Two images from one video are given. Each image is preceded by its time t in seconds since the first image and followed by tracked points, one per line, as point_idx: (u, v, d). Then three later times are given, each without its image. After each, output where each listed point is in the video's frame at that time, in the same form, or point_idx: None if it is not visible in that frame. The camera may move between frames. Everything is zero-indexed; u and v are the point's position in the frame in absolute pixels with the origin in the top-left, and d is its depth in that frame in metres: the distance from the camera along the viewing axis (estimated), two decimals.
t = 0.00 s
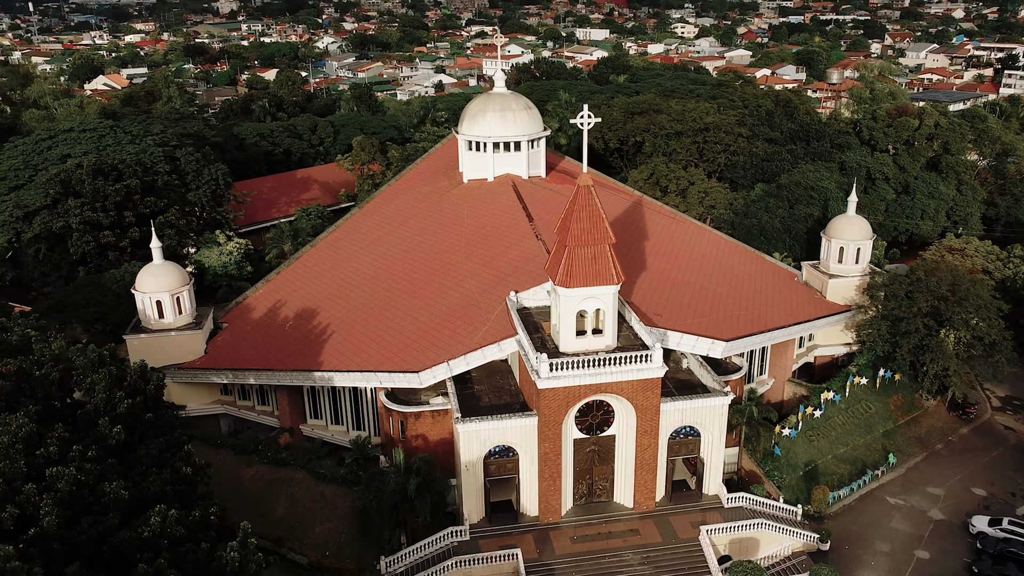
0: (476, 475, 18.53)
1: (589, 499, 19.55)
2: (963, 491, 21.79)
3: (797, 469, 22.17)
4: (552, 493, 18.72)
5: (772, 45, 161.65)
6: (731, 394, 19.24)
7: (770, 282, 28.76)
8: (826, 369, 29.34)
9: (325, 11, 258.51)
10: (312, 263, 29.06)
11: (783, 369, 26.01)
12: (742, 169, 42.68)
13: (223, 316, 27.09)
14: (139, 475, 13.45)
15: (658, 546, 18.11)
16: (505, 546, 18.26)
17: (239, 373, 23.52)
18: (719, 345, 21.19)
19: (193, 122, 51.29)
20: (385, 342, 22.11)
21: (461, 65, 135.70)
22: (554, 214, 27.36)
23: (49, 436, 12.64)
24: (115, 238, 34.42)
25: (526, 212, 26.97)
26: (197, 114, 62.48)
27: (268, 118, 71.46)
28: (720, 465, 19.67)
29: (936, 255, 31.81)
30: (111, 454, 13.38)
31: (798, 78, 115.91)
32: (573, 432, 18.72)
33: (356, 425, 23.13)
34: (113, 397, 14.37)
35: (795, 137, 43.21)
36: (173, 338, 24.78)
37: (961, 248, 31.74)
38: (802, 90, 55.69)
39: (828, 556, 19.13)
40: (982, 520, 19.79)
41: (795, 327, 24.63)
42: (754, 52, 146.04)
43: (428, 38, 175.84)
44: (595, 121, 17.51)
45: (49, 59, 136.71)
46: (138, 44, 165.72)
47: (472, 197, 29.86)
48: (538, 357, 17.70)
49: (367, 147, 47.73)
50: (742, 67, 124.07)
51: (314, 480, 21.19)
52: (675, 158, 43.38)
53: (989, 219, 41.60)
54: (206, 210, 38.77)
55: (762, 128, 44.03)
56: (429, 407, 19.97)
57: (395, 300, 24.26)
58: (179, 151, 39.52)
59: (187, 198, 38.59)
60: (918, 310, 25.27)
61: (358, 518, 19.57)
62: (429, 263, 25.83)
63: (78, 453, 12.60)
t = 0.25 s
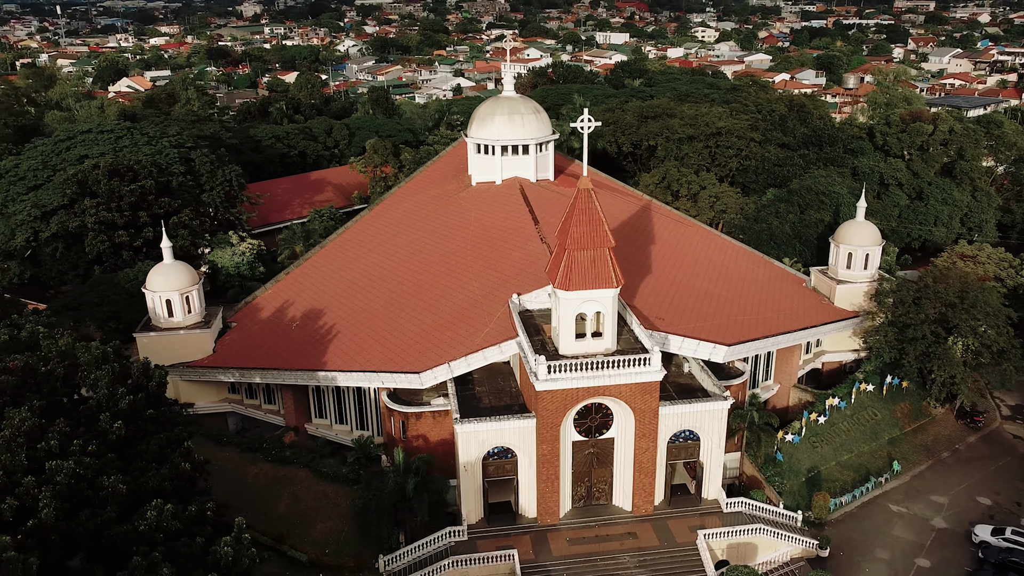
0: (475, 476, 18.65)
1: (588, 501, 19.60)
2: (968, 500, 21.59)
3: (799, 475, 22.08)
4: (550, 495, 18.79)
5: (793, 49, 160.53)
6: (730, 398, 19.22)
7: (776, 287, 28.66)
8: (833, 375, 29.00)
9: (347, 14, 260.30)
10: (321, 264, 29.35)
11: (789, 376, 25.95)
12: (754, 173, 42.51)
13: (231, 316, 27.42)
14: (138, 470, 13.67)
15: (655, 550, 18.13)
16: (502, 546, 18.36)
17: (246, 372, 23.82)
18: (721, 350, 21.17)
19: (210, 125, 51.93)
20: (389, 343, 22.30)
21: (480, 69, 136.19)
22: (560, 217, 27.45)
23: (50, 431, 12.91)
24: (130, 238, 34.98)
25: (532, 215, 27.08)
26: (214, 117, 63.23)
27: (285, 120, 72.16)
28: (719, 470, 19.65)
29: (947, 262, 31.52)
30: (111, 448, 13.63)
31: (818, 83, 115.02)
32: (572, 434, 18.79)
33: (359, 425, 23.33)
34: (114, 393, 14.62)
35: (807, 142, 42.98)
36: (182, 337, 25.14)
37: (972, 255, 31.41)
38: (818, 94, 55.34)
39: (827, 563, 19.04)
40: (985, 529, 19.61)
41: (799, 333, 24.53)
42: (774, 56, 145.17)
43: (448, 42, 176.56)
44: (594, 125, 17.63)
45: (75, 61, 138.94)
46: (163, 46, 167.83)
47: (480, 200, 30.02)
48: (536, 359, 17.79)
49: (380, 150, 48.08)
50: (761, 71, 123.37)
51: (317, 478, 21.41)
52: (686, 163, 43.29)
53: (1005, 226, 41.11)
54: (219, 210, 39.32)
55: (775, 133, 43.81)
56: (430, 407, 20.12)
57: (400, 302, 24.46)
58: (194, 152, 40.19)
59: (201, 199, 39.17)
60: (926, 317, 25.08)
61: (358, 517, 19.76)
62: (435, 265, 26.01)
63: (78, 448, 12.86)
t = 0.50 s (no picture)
0: (474, 477, 18.81)
1: (587, 504, 19.67)
2: (973, 510, 21.38)
3: (801, 481, 21.98)
4: (548, 497, 18.89)
5: (817, 54, 159.16)
6: (730, 403, 19.22)
7: (785, 293, 28.56)
8: (842, 382, 28.68)
9: (371, 19, 262.30)
10: (331, 264, 29.73)
11: (795, 382, 25.84)
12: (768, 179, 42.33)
13: (242, 315, 27.84)
14: (138, 465, 13.96)
15: (652, 553, 18.16)
16: (500, 547, 18.50)
17: (254, 370, 24.22)
18: (723, 355, 21.20)
19: (229, 127, 52.69)
20: (393, 344, 22.59)
21: (502, 73, 136.72)
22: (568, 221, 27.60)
23: (53, 424, 13.24)
24: (146, 238, 35.66)
25: (539, 219, 27.25)
26: (234, 120, 64.12)
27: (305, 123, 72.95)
28: (719, 474, 19.63)
29: (960, 270, 31.18)
30: (112, 443, 13.95)
31: (841, 88, 113.92)
32: (571, 437, 18.89)
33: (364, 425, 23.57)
34: (118, 389, 14.95)
35: (822, 148, 42.72)
36: (193, 336, 25.58)
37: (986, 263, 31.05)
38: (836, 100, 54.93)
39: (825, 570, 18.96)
40: (988, 540, 19.42)
41: (804, 339, 24.47)
42: (797, 61, 144.08)
43: (470, 46, 177.35)
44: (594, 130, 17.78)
45: (103, 64, 141.44)
46: (189, 50, 170.34)
47: (489, 203, 30.24)
48: (535, 361, 17.95)
49: (395, 153, 48.48)
50: (784, 76, 122.52)
51: (320, 477, 21.68)
52: (700, 167, 43.22)
53: None
54: (234, 211, 40.02)
55: (789, 138, 43.58)
56: (432, 408, 20.31)
57: (406, 303, 24.74)
58: (211, 154, 40.99)
59: (217, 200, 39.89)
60: (934, 324, 24.88)
61: (359, 516, 19.99)
62: (442, 267, 26.27)
63: (79, 441, 13.17)
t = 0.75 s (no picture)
0: (473, 477, 18.94)
1: (586, 506, 19.74)
2: (977, 519, 21.19)
3: (804, 488, 21.90)
4: (547, 498, 19.00)
5: (839, 59, 157.82)
6: (730, 408, 19.21)
7: (792, 298, 28.46)
8: (850, 388, 28.45)
9: (392, 23, 263.77)
10: (340, 265, 30.01)
11: (800, 387, 25.74)
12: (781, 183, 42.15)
13: (251, 315, 28.20)
14: (139, 460, 14.24)
15: (649, 556, 18.19)
16: (498, 547, 18.61)
17: (261, 369, 24.55)
18: (725, 359, 21.19)
19: (245, 130, 53.35)
20: (397, 345, 22.81)
21: (521, 77, 137.02)
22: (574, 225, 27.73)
23: (56, 418, 13.55)
24: (160, 238, 36.25)
25: (545, 222, 27.37)
26: (252, 122, 64.86)
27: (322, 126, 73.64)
28: (718, 479, 19.63)
29: (972, 276, 30.88)
30: (114, 438, 14.23)
31: (861, 93, 112.86)
32: (570, 439, 18.98)
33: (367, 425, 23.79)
34: (121, 385, 15.25)
35: (835, 153, 42.49)
36: (203, 335, 25.98)
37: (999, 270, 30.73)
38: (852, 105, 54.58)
39: None
40: (991, 549, 19.24)
41: (809, 345, 24.39)
42: (818, 65, 143.02)
43: (490, 50, 177.87)
44: (594, 134, 17.94)
45: (128, 67, 143.46)
46: (212, 53, 172.34)
47: (497, 206, 30.40)
48: (534, 363, 18.06)
49: (408, 156, 48.82)
50: (804, 81, 121.66)
51: (323, 475, 21.93)
52: (712, 172, 43.15)
53: None
54: (248, 212, 40.56)
55: (802, 143, 43.34)
56: (433, 408, 20.48)
57: (411, 304, 24.95)
58: (226, 156, 41.60)
59: (231, 201, 40.49)
60: (941, 331, 24.72)
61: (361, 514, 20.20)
62: (448, 270, 26.45)
63: (81, 435, 13.46)
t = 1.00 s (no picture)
0: (472, 478, 19.09)
1: (585, 509, 19.82)
2: (981, 529, 20.97)
3: (807, 494, 21.81)
4: (545, 501, 19.10)
5: (863, 64, 156.21)
6: (729, 413, 19.18)
7: (801, 304, 28.34)
8: (859, 396, 28.22)
9: (415, 27, 265.23)
10: (350, 267, 30.33)
11: (806, 394, 25.63)
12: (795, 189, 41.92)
13: (262, 315, 28.62)
14: (141, 455, 14.57)
15: (646, 560, 18.23)
16: (496, 548, 18.76)
17: (269, 368, 24.92)
18: (727, 364, 21.19)
19: (263, 133, 54.08)
20: (402, 346, 23.06)
21: (542, 81, 137.19)
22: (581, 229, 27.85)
23: (60, 413, 13.92)
24: (177, 238, 36.90)
25: (552, 226, 27.51)
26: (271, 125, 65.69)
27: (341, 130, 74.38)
28: (718, 484, 19.61)
29: (985, 284, 30.54)
30: (117, 433, 14.58)
31: (885, 98, 111.60)
32: (569, 441, 19.07)
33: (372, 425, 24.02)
34: (126, 382, 15.62)
35: (850, 158, 42.17)
36: (214, 334, 26.42)
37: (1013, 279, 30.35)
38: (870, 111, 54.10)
39: None
40: (993, 559, 19.05)
41: (815, 351, 24.29)
42: (842, 70, 141.73)
43: (512, 54, 178.25)
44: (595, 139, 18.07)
45: (156, 70, 145.84)
46: (236, 57, 174.49)
47: (506, 209, 30.58)
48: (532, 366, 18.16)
49: (422, 159, 49.19)
50: (827, 86, 120.60)
51: (327, 474, 22.22)
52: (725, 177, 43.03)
53: None
54: (263, 214, 41.13)
55: (816, 148, 43.08)
56: (435, 410, 20.68)
57: (417, 306, 25.19)
58: (243, 159, 42.23)
59: (247, 203, 41.09)
60: (949, 339, 24.50)
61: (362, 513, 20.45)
62: (455, 272, 26.67)
63: (85, 430, 13.81)
